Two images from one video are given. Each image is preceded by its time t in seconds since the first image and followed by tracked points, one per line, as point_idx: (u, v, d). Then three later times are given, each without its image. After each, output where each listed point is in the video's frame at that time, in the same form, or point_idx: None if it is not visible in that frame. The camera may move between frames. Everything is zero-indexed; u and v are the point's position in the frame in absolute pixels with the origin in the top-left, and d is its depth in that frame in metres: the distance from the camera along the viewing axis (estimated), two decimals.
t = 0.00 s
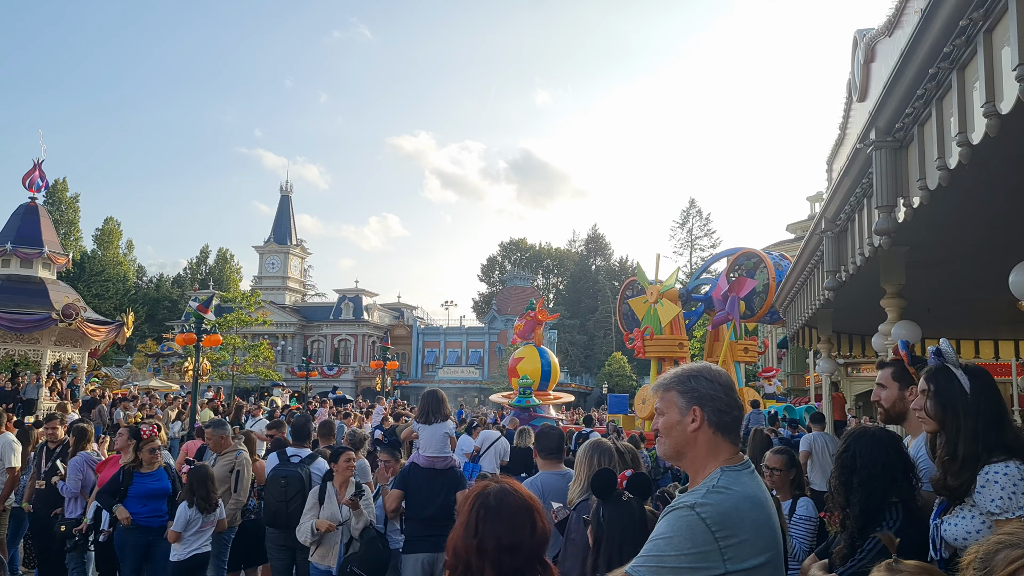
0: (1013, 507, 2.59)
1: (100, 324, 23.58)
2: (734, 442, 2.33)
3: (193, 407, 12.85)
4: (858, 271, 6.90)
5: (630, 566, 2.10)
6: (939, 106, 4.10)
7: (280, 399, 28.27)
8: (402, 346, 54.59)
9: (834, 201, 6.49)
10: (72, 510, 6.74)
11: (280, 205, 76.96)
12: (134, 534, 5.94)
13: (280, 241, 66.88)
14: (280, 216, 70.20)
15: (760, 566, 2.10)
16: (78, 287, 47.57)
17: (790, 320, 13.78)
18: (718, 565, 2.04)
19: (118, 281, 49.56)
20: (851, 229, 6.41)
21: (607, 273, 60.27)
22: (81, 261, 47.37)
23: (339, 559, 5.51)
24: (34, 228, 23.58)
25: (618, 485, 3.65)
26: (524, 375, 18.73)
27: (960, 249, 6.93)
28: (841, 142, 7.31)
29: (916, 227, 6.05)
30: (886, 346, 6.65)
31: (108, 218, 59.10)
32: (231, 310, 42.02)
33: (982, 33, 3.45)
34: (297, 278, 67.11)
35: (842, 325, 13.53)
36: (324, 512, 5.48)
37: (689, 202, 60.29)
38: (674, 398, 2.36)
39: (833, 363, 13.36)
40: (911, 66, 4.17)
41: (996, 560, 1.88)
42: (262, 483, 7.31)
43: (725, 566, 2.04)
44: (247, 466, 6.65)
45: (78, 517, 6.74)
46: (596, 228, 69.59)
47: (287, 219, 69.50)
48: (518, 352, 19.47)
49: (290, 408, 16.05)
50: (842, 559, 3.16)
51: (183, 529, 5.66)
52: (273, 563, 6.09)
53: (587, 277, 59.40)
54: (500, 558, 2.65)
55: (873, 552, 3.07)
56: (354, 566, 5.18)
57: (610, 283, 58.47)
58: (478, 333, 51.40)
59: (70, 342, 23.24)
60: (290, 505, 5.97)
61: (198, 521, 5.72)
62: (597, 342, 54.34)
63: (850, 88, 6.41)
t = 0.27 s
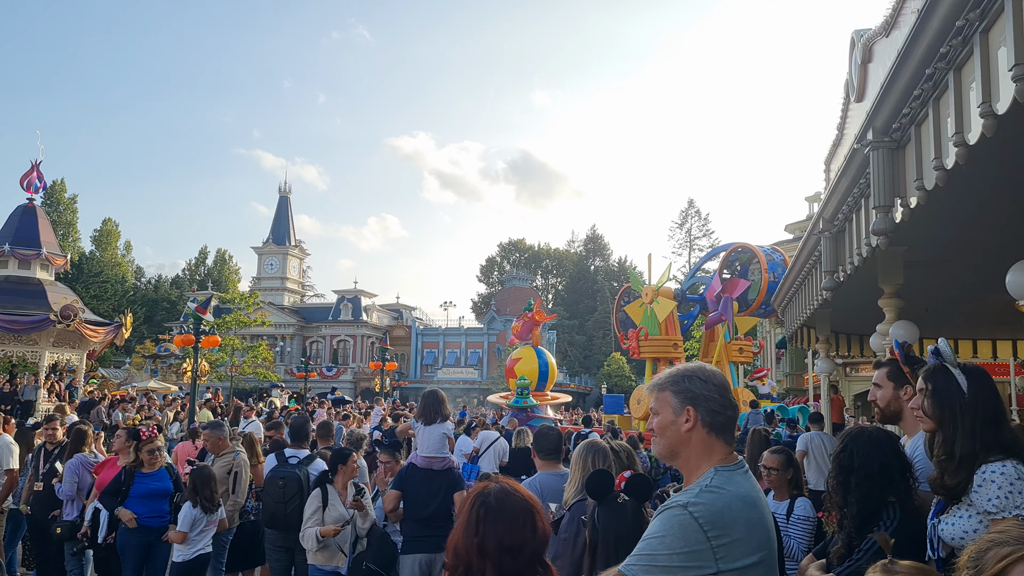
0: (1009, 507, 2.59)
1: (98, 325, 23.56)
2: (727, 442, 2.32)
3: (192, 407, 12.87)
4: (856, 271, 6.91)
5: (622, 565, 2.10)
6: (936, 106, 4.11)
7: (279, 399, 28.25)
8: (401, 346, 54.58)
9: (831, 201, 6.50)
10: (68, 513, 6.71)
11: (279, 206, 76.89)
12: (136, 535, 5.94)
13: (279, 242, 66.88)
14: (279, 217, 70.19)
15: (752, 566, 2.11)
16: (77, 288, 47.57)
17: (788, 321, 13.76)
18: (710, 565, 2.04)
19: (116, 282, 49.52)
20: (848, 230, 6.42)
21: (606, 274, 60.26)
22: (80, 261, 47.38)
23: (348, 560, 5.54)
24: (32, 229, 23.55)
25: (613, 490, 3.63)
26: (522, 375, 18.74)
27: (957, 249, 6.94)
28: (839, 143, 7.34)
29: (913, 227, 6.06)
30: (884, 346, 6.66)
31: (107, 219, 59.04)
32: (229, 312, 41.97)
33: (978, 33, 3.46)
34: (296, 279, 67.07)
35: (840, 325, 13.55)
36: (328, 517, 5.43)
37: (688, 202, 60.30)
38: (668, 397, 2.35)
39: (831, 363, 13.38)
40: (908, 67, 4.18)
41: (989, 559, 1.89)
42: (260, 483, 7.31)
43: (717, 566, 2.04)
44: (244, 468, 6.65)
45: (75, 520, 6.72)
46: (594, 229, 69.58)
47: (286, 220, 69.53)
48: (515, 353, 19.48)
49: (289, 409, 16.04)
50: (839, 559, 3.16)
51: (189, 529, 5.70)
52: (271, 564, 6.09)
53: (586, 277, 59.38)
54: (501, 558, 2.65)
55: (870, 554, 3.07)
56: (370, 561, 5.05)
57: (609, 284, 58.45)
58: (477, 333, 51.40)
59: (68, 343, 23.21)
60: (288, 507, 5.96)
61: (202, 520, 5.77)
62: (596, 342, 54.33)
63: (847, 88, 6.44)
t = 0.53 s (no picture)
0: (1009, 509, 2.60)
1: (97, 326, 23.51)
2: (706, 443, 2.31)
3: (191, 409, 12.85)
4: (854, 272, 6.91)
5: (616, 567, 2.10)
6: (933, 107, 4.11)
7: (278, 401, 28.22)
8: (400, 348, 54.55)
9: (829, 203, 6.51)
10: (66, 514, 6.77)
11: (277, 207, 76.82)
12: (136, 536, 5.93)
13: (278, 243, 66.86)
14: (278, 218, 70.13)
15: (746, 566, 2.11)
16: (75, 289, 47.53)
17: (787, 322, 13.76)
18: (704, 565, 2.04)
19: (115, 284, 49.44)
20: (846, 231, 6.43)
21: (605, 275, 60.26)
22: (79, 263, 47.35)
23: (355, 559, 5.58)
24: (30, 231, 23.50)
25: (599, 496, 3.64)
26: (520, 376, 18.75)
27: (955, 250, 6.94)
28: (836, 144, 7.35)
29: (911, 228, 6.07)
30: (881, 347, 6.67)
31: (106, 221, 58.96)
32: (228, 314, 41.91)
33: (975, 35, 3.47)
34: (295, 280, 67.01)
35: (839, 327, 13.56)
36: (330, 519, 5.42)
37: (686, 204, 60.32)
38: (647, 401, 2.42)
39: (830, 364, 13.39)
40: (905, 68, 4.18)
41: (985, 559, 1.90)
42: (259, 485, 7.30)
43: (710, 567, 2.05)
44: (242, 469, 6.63)
45: (72, 521, 6.77)
46: (593, 230, 69.59)
47: (285, 222, 69.49)
48: (513, 354, 19.47)
49: (287, 411, 16.03)
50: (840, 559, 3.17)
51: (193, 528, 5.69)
52: (269, 565, 6.08)
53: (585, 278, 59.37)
54: (499, 560, 2.66)
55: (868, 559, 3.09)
56: (382, 562, 5.47)
57: (608, 285, 58.45)
58: (476, 335, 51.39)
59: (66, 345, 23.16)
60: (286, 509, 5.96)
61: (205, 520, 5.79)
62: (595, 344, 54.33)
63: (845, 90, 6.44)
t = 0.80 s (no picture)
0: (1007, 510, 2.60)
1: (96, 328, 23.49)
2: (692, 444, 2.31)
3: (191, 410, 12.84)
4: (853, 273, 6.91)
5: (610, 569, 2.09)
6: (933, 108, 4.11)
7: (278, 401, 28.19)
8: (400, 349, 54.54)
9: (828, 203, 6.50)
10: (64, 516, 6.76)
11: (277, 209, 76.82)
12: (135, 537, 5.91)
13: (277, 245, 66.88)
14: (277, 220, 70.14)
15: (740, 564, 2.10)
16: (75, 291, 47.54)
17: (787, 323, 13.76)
18: (697, 565, 2.03)
19: (114, 285, 49.44)
20: (846, 232, 6.43)
21: (605, 276, 60.25)
22: (78, 264, 47.36)
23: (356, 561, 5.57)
24: (30, 232, 23.49)
25: (606, 493, 3.64)
26: (517, 378, 18.73)
27: (955, 251, 6.94)
28: (836, 145, 7.35)
29: (911, 229, 6.06)
30: (881, 348, 6.66)
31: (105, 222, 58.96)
32: (227, 315, 41.90)
33: (974, 36, 3.47)
34: (294, 281, 67.00)
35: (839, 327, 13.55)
36: (331, 520, 5.43)
37: (686, 205, 60.30)
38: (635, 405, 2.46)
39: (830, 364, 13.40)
40: (905, 68, 4.18)
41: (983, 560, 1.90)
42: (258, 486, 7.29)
43: (704, 567, 2.04)
44: (241, 471, 6.62)
45: (71, 523, 6.75)
46: (592, 231, 69.57)
47: (284, 223, 69.49)
48: (511, 355, 19.46)
49: (287, 412, 16.01)
50: (840, 560, 3.16)
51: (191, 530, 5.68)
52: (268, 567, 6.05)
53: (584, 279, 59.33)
54: (497, 561, 2.64)
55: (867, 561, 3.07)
56: (381, 562, 5.39)
57: (608, 286, 58.41)
58: (476, 336, 51.38)
59: (66, 347, 23.16)
60: (286, 511, 5.94)
61: (204, 521, 5.78)
62: (594, 345, 54.31)
63: (845, 90, 6.44)
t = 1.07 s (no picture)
0: (1006, 510, 2.58)
1: (96, 330, 23.45)
2: (694, 444, 2.29)
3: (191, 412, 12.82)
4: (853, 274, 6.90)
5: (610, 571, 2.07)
6: (933, 108, 4.10)
7: (278, 403, 28.21)
8: (399, 351, 54.52)
9: (828, 204, 6.50)
10: (64, 518, 6.75)
11: (277, 210, 76.83)
12: (136, 539, 5.89)
13: (277, 246, 66.88)
14: (277, 221, 70.15)
15: (740, 566, 2.09)
16: (75, 293, 47.50)
17: (786, 324, 13.75)
18: (697, 566, 2.02)
19: (114, 287, 49.43)
20: (846, 232, 6.42)
21: (604, 277, 60.23)
22: (78, 266, 47.37)
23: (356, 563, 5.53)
24: (30, 234, 23.48)
25: (598, 496, 3.61)
26: (516, 379, 18.71)
27: (955, 251, 6.93)
28: (836, 145, 7.35)
29: (911, 229, 6.05)
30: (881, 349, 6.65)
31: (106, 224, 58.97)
32: (227, 316, 41.88)
33: (974, 35, 3.46)
34: (294, 283, 66.99)
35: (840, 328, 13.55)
36: (331, 523, 5.43)
37: (685, 206, 60.31)
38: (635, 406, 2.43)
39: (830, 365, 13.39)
40: (904, 67, 4.17)
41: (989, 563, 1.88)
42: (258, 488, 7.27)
43: (704, 568, 2.02)
44: (241, 473, 6.60)
45: (71, 525, 6.74)
46: (591, 232, 69.59)
47: (284, 224, 69.50)
48: (509, 357, 19.44)
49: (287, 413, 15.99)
50: (839, 561, 3.14)
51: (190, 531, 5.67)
52: (267, 568, 6.04)
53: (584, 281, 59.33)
54: (496, 561, 2.63)
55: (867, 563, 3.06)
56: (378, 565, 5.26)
57: (607, 287, 58.41)
58: (476, 337, 51.37)
59: (66, 349, 23.14)
60: (285, 513, 5.92)
61: (203, 522, 5.76)
62: (594, 346, 54.29)
63: (844, 91, 6.44)
